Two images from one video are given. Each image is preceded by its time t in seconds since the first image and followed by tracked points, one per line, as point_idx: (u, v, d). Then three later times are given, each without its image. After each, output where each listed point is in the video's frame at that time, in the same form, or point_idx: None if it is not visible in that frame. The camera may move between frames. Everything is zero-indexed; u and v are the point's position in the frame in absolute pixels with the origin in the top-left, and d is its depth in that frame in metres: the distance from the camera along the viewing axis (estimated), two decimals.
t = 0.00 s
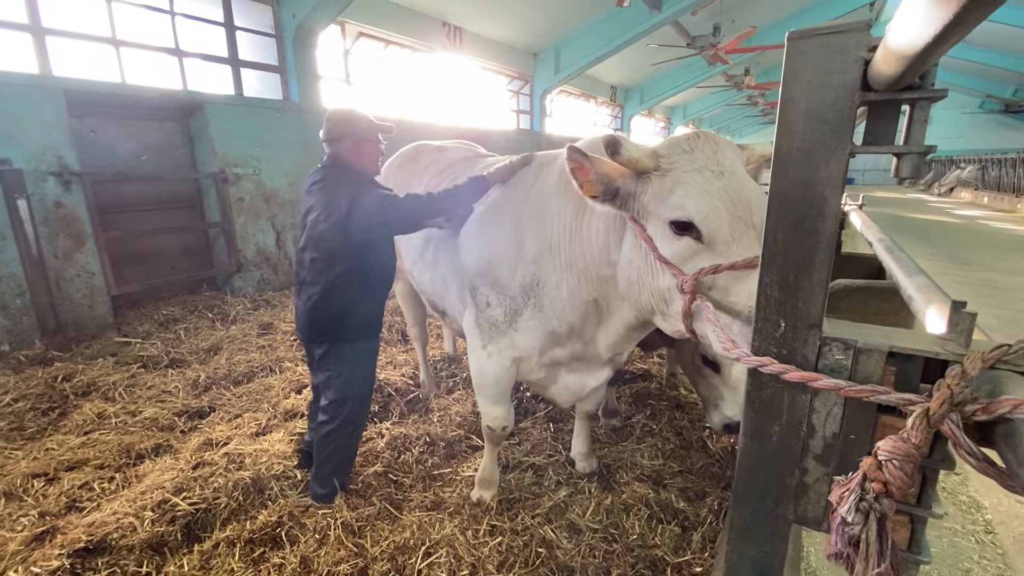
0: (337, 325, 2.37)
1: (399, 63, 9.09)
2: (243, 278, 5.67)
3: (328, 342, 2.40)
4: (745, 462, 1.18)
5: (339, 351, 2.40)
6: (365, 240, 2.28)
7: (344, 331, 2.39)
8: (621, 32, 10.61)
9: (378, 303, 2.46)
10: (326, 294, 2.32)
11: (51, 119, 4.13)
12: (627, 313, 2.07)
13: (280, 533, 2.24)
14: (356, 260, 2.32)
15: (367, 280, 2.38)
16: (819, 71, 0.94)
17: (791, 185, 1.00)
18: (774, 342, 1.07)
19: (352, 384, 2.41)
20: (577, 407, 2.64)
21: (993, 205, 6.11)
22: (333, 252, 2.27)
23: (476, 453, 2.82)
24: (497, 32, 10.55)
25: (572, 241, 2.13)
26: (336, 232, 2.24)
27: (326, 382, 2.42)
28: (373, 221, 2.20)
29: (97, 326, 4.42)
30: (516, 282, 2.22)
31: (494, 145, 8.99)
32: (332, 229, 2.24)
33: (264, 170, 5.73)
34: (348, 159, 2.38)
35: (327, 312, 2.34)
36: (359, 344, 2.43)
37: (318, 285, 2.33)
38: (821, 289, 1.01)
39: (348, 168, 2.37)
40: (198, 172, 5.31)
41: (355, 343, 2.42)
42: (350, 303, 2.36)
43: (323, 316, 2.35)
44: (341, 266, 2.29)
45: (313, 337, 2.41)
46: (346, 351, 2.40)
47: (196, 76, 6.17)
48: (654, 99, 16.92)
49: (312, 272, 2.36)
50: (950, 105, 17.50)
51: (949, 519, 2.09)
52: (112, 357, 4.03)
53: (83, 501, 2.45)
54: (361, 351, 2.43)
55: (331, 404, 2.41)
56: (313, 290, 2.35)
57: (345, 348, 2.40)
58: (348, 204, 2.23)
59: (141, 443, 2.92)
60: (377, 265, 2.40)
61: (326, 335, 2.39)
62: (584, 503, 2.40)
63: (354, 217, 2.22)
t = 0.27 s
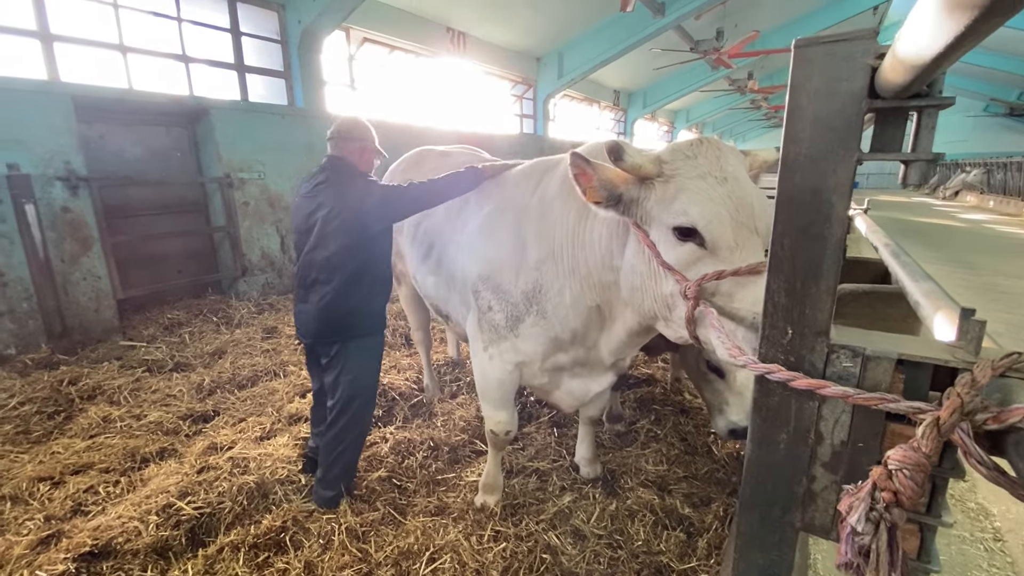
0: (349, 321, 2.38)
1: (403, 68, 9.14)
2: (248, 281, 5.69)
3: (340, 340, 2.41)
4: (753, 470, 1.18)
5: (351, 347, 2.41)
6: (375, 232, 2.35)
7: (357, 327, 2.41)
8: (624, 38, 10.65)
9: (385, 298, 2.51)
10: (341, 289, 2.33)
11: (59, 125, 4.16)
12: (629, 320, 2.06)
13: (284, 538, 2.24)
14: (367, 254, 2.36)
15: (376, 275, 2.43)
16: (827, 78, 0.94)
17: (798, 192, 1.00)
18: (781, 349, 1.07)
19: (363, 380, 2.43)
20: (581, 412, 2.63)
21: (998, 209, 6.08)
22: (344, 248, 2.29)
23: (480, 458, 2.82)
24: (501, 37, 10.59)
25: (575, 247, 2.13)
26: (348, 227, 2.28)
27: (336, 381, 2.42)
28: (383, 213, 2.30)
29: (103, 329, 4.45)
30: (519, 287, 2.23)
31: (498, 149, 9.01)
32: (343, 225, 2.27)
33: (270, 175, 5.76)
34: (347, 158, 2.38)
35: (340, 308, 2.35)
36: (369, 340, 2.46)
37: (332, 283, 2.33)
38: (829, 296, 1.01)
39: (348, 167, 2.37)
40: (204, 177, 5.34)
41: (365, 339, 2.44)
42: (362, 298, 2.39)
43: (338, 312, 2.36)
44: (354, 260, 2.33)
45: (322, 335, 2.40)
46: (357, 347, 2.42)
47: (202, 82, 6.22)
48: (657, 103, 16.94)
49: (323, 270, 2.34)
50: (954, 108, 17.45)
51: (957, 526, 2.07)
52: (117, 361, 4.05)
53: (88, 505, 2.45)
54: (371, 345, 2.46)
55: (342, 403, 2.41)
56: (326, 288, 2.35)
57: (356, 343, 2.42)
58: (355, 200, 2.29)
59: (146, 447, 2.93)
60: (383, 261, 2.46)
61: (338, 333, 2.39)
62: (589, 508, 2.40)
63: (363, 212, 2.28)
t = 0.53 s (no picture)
0: (353, 318, 2.37)
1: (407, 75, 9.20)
2: (253, 288, 5.72)
3: (344, 336, 2.39)
4: (761, 480, 1.17)
5: (354, 343, 2.40)
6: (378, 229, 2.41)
7: (361, 323, 2.41)
8: (625, 45, 10.71)
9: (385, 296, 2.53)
10: (347, 285, 2.33)
11: (67, 133, 4.20)
12: (632, 326, 2.05)
13: (288, 546, 2.24)
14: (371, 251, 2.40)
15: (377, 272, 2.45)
16: (832, 89, 0.94)
17: (804, 202, 1.00)
18: (788, 359, 1.07)
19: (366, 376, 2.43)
20: (585, 419, 2.63)
21: (1004, 214, 6.05)
22: (349, 244, 2.31)
23: (484, 465, 2.81)
24: (505, 44, 10.65)
25: (577, 254, 2.13)
26: (353, 224, 2.30)
27: (339, 380, 2.40)
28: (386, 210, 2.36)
29: (109, 336, 4.47)
30: (522, 294, 2.23)
31: (501, 155, 9.04)
32: (348, 223, 2.29)
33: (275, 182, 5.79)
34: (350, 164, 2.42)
35: (343, 304, 2.34)
36: (371, 336, 2.47)
37: (337, 279, 2.32)
38: (836, 307, 1.01)
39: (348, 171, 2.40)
40: (210, 184, 5.38)
41: (366, 335, 2.44)
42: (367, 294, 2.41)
43: (343, 309, 2.34)
44: (359, 256, 2.35)
45: (325, 334, 2.38)
46: (361, 342, 2.42)
47: (209, 90, 6.27)
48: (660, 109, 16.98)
49: (326, 267, 2.33)
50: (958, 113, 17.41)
51: (967, 536, 2.05)
52: (123, 367, 4.07)
53: (94, 512, 2.46)
54: (373, 341, 2.47)
55: (346, 402, 2.39)
56: (329, 285, 2.33)
57: (359, 338, 2.42)
58: (357, 199, 2.32)
59: (151, 453, 2.93)
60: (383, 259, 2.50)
61: (343, 329, 2.37)
62: (594, 517, 2.38)
63: (367, 210, 2.32)
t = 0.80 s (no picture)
0: (344, 317, 2.37)
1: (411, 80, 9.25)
2: (258, 292, 5.74)
3: (337, 334, 2.38)
4: (768, 487, 1.17)
5: (348, 340, 2.39)
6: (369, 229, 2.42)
7: (354, 321, 2.40)
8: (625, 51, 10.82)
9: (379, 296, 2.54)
10: (337, 285, 2.35)
11: (75, 139, 4.24)
12: (630, 327, 2.04)
13: (292, 552, 2.23)
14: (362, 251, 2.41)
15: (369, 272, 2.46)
16: (838, 96, 0.94)
17: (811, 208, 1.00)
18: (795, 365, 1.07)
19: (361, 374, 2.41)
20: (590, 424, 2.62)
21: (1010, 217, 6.03)
22: (339, 245, 2.34)
23: (488, 471, 2.81)
24: (508, 50, 10.70)
25: (578, 256, 2.13)
26: (342, 225, 2.32)
27: (336, 376, 2.39)
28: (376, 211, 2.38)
29: (115, 340, 4.49)
30: (526, 298, 2.23)
31: (505, 160, 9.06)
32: (337, 224, 2.31)
33: (280, 187, 5.83)
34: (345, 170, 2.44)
35: (336, 302, 2.35)
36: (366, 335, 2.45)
37: (327, 279, 2.35)
38: (842, 313, 1.01)
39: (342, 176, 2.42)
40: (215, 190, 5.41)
41: (360, 333, 2.42)
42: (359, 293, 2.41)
43: (335, 307, 2.35)
44: (349, 257, 2.37)
45: (319, 331, 2.37)
46: (354, 340, 2.40)
47: (214, 96, 6.32)
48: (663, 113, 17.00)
49: (318, 268, 2.37)
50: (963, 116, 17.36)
51: (975, 542, 2.03)
52: (129, 372, 4.09)
53: (99, 517, 2.46)
54: (369, 339, 2.45)
55: (343, 402, 2.37)
56: (321, 284, 2.36)
57: (353, 336, 2.41)
58: (349, 201, 2.34)
59: (156, 458, 2.94)
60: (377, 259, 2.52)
61: (336, 327, 2.37)
62: (599, 523, 2.37)
63: (356, 212, 2.34)
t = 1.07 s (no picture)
0: (333, 320, 2.36)
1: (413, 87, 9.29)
2: (260, 299, 5.74)
3: (329, 338, 2.37)
4: (772, 496, 1.16)
5: (340, 344, 2.38)
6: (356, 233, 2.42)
7: (345, 325, 2.39)
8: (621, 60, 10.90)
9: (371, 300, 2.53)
10: (325, 290, 2.35)
11: (79, 147, 4.27)
12: (622, 335, 2.02)
13: (294, 560, 2.22)
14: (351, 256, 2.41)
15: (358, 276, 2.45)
16: (839, 105, 0.94)
17: (812, 217, 1.01)
18: (798, 374, 1.07)
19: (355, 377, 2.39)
20: (592, 431, 2.61)
21: (1013, 221, 6.02)
22: (325, 251, 2.35)
23: (490, 478, 2.80)
24: (509, 57, 10.75)
25: (573, 262, 2.13)
26: (328, 231, 2.34)
27: (333, 380, 2.38)
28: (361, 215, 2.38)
29: (117, 347, 4.50)
30: (523, 305, 2.23)
31: (506, 166, 9.08)
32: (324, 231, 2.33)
33: (282, 194, 5.85)
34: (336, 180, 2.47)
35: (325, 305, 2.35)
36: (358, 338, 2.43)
37: (316, 285, 2.36)
38: (845, 321, 1.00)
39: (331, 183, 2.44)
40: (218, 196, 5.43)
41: (352, 337, 2.41)
42: (349, 297, 2.40)
43: (323, 311, 2.35)
44: (336, 261, 2.37)
45: (310, 334, 2.38)
46: (347, 344, 2.39)
47: (218, 103, 6.36)
48: (665, 119, 17.04)
49: (307, 274, 2.39)
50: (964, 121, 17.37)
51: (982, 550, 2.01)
52: (131, 379, 4.09)
53: (101, 525, 2.46)
54: (361, 342, 2.43)
55: (344, 405, 2.36)
56: (310, 291, 2.37)
57: (345, 339, 2.39)
58: (335, 207, 2.35)
59: (158, 465, 2.94)
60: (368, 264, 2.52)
61: (327, 331, 2.36)
62: (602, 531, 2.36)
63: (342, 219, 2.34)
